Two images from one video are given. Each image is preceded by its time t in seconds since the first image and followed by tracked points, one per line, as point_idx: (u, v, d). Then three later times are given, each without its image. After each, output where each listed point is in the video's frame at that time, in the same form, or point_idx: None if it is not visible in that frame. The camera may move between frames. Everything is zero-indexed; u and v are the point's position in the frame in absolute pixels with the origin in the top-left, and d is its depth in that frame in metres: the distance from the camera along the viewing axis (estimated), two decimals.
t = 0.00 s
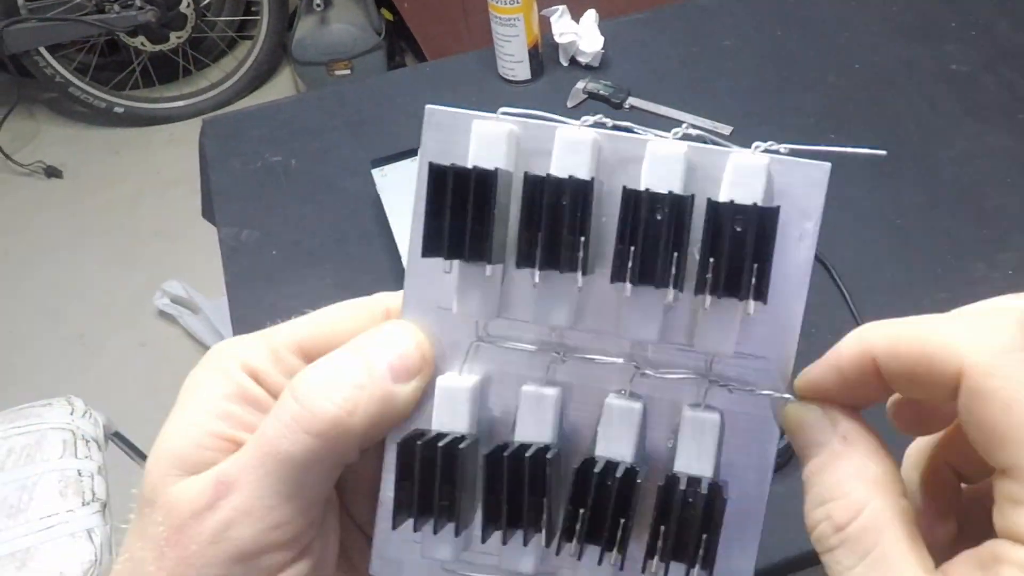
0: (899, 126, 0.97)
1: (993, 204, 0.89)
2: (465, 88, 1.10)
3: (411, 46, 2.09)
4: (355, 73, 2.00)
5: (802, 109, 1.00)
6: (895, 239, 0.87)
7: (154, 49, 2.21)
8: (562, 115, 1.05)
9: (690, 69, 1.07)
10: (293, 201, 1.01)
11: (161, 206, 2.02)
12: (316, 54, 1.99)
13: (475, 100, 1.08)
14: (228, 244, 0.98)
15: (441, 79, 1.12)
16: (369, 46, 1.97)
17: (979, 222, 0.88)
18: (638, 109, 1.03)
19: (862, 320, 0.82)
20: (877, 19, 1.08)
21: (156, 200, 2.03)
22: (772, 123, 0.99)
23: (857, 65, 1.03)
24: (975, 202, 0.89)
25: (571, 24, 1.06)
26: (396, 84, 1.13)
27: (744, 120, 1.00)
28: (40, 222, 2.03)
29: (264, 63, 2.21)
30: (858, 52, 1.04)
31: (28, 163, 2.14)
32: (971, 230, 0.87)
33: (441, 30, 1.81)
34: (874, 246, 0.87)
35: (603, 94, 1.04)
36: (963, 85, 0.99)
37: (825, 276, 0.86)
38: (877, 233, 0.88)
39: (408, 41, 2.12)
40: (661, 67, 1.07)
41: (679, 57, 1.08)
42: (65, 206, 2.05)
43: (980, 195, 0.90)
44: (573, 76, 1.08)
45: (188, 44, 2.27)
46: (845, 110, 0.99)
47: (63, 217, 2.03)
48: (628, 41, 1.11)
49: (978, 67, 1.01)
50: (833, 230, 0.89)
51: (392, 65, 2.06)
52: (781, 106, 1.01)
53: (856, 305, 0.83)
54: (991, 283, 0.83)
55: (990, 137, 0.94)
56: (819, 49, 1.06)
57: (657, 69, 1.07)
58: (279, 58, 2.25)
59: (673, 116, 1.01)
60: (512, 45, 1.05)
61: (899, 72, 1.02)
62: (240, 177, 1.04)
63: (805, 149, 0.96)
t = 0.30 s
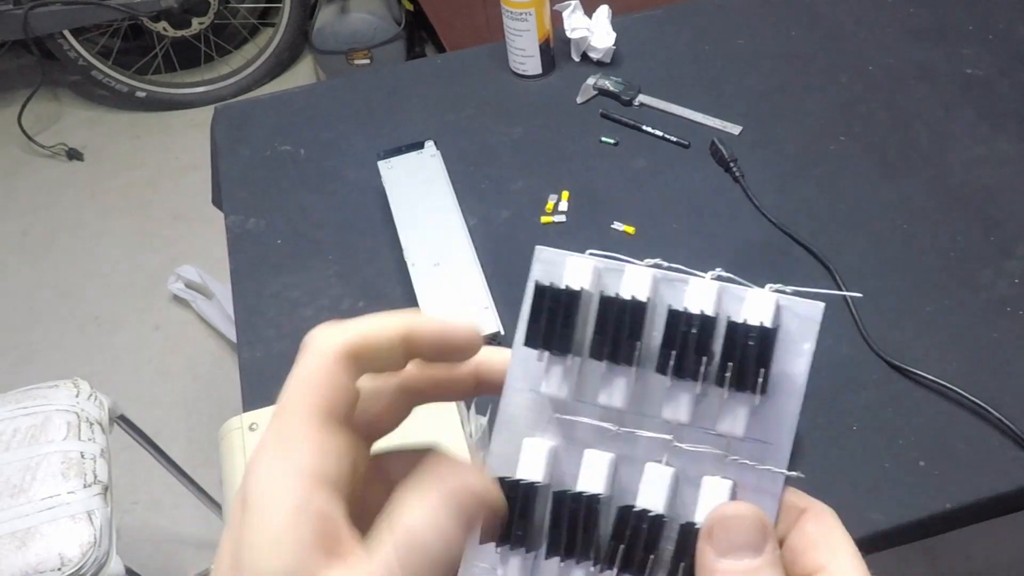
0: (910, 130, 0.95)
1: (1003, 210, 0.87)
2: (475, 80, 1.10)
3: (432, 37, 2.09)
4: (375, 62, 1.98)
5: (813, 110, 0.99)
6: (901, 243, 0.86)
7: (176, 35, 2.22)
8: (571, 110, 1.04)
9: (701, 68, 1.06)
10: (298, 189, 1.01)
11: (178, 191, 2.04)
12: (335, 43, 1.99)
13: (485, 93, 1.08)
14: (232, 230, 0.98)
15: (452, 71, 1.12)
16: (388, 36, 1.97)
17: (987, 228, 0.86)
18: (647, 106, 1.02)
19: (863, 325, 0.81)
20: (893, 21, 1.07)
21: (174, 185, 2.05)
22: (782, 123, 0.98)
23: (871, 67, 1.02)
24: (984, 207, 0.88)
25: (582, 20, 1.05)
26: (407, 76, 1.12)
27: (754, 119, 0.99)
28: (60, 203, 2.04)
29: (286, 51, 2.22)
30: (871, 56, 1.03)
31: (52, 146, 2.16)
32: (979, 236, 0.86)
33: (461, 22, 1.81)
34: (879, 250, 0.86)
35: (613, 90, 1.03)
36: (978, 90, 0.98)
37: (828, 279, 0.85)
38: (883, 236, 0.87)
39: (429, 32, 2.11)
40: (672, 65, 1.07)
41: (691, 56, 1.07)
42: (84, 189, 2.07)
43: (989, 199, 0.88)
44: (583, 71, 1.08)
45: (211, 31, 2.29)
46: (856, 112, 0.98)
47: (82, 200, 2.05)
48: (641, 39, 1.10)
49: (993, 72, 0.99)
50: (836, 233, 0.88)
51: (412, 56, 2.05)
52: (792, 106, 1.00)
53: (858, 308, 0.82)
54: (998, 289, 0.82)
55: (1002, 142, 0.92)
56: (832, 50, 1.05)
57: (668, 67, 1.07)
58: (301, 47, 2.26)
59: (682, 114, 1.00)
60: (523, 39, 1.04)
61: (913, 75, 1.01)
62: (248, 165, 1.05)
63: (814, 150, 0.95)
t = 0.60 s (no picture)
0: (921, 135, 0.94)
1: (1013, 217, 0.86)
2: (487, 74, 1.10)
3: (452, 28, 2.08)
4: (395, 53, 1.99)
5: (824, 113, 0.98)
6: (907, 250, 0.85)
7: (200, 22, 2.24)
8: (581, 106, 1.03)
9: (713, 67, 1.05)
10: (306, 179, 1.02)
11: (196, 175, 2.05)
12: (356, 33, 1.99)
13: (496, 88, 1.08)
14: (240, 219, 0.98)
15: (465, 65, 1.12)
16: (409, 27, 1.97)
17: (996, 236, 0.85)
18: (657, 104, 1.02)
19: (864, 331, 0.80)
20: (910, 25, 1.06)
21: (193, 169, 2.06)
22: (792, 125, 0.98)
23: (885, 71, 1.01)
24: (993, 215, 0.86)
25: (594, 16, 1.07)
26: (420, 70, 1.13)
27: (764, 121, 0.99)
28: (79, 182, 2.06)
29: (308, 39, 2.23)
30: (886, 60, 1.02)
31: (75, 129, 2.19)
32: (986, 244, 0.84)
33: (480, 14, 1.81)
34: (884, 256, 0.85)
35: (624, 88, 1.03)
36: (993, 95, 0.97)
37: (831, 284, 0.84)
38: (889, 242, 0.86)
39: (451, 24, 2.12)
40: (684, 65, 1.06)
41: (704, 56, 1.07)
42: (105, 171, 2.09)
43: (1000, 207, 0.87)
44: (595, 68, 1.07)
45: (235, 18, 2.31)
46: (868, 116, 0.97)
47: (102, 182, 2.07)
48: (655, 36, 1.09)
49: (1010, 77, 0.98)
50: (841, 238, 0.87)
51: (432, 47, 2.05)
52: (803, 109, 0.99)
53: (859, 315, 0.81)
54: (1004, 298, 0.80)
55: (1015, 148, 0.91)
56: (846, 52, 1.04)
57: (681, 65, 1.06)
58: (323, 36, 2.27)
59: (692, 113, 1.00)
60: (534, 33, 1.05)
61: (927, 80, 0.99)
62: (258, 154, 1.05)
63: (823, 154, 0.94)
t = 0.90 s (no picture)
0: (931, 142, 0.93)
1: (1021, 228, 0.85)
2: (498, 68, 1.09)
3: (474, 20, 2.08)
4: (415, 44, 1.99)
5: (835, 116, 0.97)
6: (913, 257, 0.84)
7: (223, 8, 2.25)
8: (590, 102, 1.03)
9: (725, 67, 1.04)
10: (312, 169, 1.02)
11: (214, 162, 2.06)
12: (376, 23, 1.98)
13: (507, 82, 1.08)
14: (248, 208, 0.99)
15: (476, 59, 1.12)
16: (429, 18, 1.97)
17: (1003, 246, 0.84)
18: (667, 103, 1.01)
19: (866, 340, 0.79)
20: (926, 29, 1.05)
21: (212, 156, 2.07)
22: (802, 128, 0.97)
23: (898, 75, 1.00)
24: (1001, 225, 0.85)
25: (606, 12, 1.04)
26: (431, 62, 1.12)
27: (774, 123, 0.98)
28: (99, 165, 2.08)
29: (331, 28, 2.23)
30: (901, 64, 1.01)
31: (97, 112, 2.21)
32: (993, 254, 0.84)
33: (500, 7, 1.80)
34: (889, 263, 0.84)
35: (634, 86, 1.02)
36: (1006, 104, 0.95)
37: (834, 290, 0.83)
38: (894, 249, 0.85)
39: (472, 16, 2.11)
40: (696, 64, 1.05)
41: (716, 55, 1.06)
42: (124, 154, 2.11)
43: (1008, 217, 0.86)
44: (607, 65, 1.07)
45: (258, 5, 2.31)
46: (879, 120, 0.96)
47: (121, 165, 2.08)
48: (668, 34, 1.09)
49: None
50: (846, 243, 0.86)
51: (452, 39, 2.05)
52: (812, 111, 0.98)
53: (861, 322, 0.80)
54: (1008, 310, 0.80)
55: None
56: (860, 55, 1.03)
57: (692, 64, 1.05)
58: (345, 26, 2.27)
59: (701, 114, 0.99)
60: (546, 30, 1.04)
61: (940, 86, 0.98)
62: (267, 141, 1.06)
63: (832, 158, 0.94)
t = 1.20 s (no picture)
0: (939, 152, 0.92)
1: None
2: (507, 67, 1.09)
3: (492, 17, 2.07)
4: (432, 40, 1.99)
5: (842, 123, 0.97)
6: (914, 268, 0.84)
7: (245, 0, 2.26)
8: (597, 104, 1.03)
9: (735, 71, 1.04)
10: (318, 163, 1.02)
11: (231, 154, 2.07)
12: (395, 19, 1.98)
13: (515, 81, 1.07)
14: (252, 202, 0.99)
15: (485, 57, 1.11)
16: (447, 15, 1.97)
17: (1007, 259, 0.83)
18: (674, 106, 1.01)
19: (863, 350, 0.79)
20: (940, 37, 1.04)
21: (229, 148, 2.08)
22: (808, 134, 0.96)
23: (909, 83, 0.99)
24: (1006, 237, 0.84)
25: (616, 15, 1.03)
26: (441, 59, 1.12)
27: (781, 128, 0.97)
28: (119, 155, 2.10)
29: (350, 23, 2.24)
30: (912, 72, 1.00)
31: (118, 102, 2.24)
32: (996, 267, 0.83)
33: (517, 5, 1.80)
34: (891, 272, 0.84)
35: (641, 88, 1.02)
36: (1017, 115, 0.94)
37: (833, 298, 0.83)
38: (896, 259, 0.85)
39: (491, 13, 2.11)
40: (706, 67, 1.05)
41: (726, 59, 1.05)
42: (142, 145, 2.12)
43: (1013, 230, 0.85)
44: (615, 67, 1.06)
45: None
46: (887, 129, 0.95)
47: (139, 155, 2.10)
48: (678, 36, 1.08)
49: None
50: (847, 252, 0.86)
51: (470, 36, 2.05)
52: (820, 118, 0.98)
53: (859, 332, 0.80)
54: (1008, 324, 0.79)
55: None
56: (871, 62, 1.02)
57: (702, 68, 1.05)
58: (365, 20, 2.28)
59: (707, 117, 0.99)
60: (554, 31, 1.03)
61: (951, 95, 0.97)
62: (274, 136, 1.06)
63: (837, 165, 0.93)
